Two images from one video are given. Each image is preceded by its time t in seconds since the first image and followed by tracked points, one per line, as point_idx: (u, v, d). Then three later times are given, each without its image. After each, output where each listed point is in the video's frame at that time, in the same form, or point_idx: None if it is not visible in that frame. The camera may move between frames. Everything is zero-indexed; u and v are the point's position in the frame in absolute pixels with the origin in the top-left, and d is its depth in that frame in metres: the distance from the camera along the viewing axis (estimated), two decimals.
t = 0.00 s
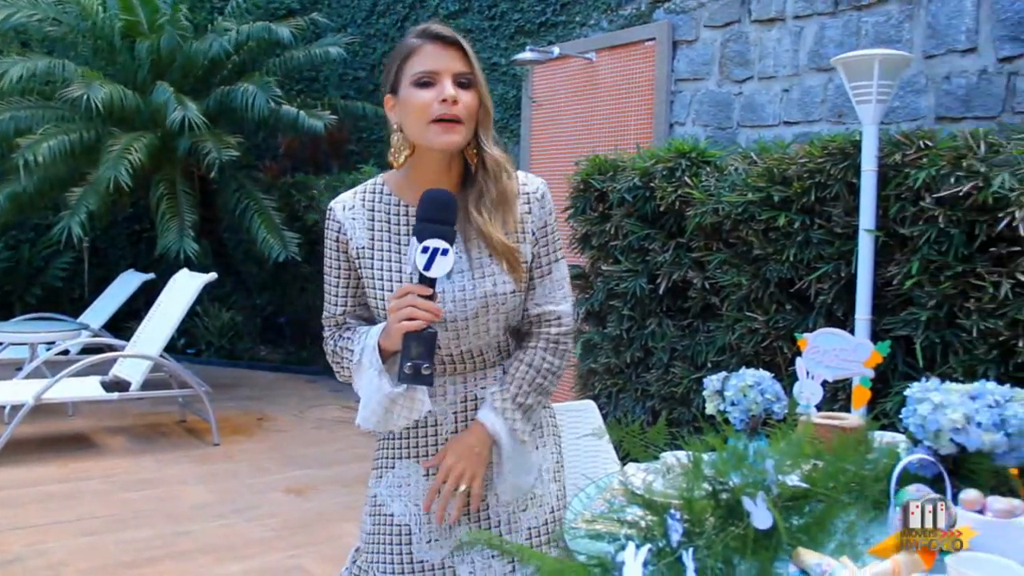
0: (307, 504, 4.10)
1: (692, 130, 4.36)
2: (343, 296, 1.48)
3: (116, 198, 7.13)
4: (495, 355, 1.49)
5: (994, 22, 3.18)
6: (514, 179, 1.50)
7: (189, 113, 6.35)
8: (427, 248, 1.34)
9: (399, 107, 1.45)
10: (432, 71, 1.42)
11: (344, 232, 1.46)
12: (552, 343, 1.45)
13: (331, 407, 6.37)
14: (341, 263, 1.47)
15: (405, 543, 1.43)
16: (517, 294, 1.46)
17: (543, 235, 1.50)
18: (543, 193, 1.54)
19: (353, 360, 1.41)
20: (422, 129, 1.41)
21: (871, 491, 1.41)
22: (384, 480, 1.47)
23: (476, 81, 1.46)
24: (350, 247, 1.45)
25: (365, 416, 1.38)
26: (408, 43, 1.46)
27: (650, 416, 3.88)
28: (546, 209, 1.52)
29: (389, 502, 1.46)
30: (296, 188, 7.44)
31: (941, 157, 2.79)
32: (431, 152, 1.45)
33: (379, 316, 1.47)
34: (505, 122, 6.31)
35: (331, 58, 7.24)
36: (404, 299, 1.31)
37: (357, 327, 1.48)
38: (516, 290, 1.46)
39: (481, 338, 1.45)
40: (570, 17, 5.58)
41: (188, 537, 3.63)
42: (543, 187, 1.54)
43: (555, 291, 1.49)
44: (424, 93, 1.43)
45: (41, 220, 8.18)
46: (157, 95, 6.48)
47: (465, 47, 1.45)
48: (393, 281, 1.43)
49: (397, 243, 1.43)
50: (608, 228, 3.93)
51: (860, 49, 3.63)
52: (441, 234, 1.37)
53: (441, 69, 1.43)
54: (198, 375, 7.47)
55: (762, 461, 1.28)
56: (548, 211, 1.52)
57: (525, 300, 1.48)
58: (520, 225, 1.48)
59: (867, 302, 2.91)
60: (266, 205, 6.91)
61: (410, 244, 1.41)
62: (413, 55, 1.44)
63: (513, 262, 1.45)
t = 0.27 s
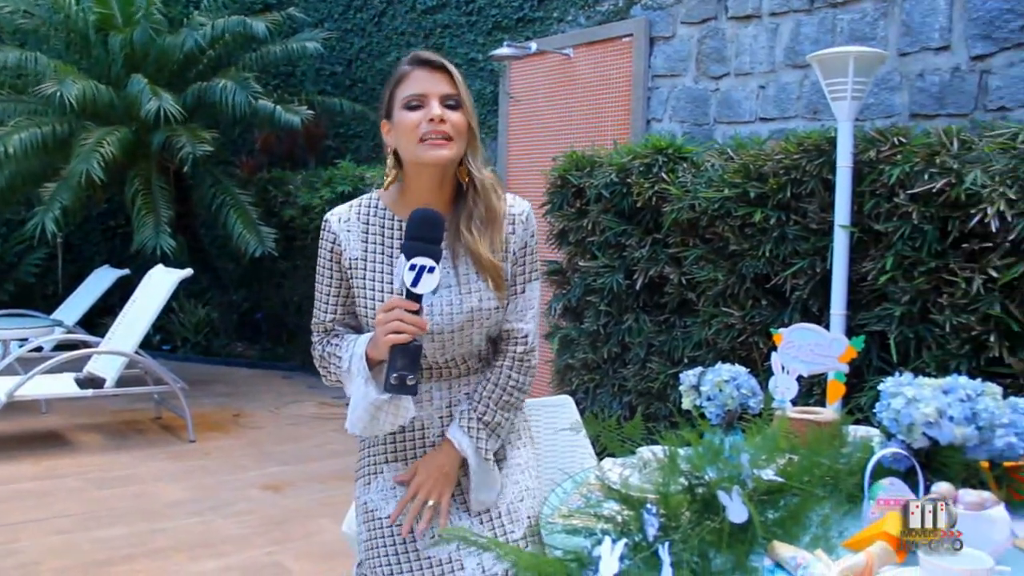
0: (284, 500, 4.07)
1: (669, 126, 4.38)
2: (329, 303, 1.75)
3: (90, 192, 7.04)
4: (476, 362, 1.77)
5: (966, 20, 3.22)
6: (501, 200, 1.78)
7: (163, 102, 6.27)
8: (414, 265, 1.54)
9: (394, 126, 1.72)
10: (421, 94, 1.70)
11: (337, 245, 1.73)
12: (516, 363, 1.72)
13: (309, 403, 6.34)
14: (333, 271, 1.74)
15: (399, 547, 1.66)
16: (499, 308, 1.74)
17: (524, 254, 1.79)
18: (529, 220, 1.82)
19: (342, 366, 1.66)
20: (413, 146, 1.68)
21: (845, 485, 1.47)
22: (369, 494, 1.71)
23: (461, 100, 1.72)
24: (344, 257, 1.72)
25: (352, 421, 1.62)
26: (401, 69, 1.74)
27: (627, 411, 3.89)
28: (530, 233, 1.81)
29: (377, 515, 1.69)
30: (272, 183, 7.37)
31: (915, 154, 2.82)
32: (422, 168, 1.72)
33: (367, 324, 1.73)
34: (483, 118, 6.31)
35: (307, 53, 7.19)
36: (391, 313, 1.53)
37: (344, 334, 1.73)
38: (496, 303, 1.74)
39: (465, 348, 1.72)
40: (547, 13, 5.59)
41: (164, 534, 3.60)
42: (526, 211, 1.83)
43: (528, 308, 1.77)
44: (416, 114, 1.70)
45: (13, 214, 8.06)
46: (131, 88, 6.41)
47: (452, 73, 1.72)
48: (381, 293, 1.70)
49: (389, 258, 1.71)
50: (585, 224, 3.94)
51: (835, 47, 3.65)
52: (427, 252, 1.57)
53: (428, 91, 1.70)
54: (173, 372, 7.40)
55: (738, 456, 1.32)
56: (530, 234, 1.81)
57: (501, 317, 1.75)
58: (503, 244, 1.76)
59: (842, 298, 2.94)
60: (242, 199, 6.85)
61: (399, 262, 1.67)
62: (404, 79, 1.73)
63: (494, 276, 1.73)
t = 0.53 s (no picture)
0: (260, 494, 4.04)
1: (646, 119, 4.38)
2: (318, 317, 1.90)
3: (63, 185, 6.94)
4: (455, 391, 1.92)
5: (940, 15, 3.25)
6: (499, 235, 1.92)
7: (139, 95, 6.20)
8: (409, 295, 1.60)
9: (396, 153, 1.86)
10: (423, 126, 1.83)
11: (328, 264, 1.89)
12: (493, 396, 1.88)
13: (285, 396, 6.30)
14: (327, 287, 1.89)
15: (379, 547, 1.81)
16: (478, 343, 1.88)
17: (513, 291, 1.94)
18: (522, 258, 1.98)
19: (328, 381, 1.81)
20: (412, 175, 1.81)
21: (818, 476, 1.48)
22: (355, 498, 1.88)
23: (462, 132, 1.85)
24: (338, 274, 1.88)
25: (337, 432, 1.76)
26: (409, 101, 1.88)
27: (604, 403, 3.90)
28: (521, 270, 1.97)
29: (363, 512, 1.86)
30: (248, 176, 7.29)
31: (889, 148, 2.84)
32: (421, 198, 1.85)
33: (352, 342, 1.89)
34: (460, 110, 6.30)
35: (283, 45, 7.11)
36: (384, 339, 1.61)
37: (329, 348, 1.89)
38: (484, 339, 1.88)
39: (446, 377, 1.87)
40: (524, 6, 5.59)
41: (139, 529, 3.56)
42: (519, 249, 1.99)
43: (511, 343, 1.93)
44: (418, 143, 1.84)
45: None
46: (105, 80, 6.32)
47: (455, 107, 1.85)
48: (367, 317, 1.86)
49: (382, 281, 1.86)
50: (562, 217, 3.95)
51: (811, 41, 3.68)
52: (423, 284, 1.63)
53: (429, 123, 1.83)
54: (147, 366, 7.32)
55: (713, 447, 1.36)
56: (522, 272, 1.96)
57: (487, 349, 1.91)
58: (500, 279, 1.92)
59: (817, 291, 2.96)
60: (218, 191, 6.79)
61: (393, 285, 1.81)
62: (410, 111, 1.87)
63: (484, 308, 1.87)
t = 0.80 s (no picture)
0: (234, 486, 4.02)
1: (620, 110, 4.39)
2: (298, 377, 1.85)
3: (33, 175, 6.84)
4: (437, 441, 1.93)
5: (911, 8, 3.27)
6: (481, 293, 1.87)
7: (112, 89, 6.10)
8: (393, 367, 1.50)
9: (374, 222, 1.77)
10: (402, 193, 1.73)
11: (313, 322, 1.83)
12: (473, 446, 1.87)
13: (259, 387, 6.26)
14: (307, 348, 1.84)
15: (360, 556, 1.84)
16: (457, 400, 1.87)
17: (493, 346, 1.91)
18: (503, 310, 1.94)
19: (310, 445, 1.78)
20: (391, 246, 1.71)
21: (792, 464, 1.52)
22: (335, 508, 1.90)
23: (442, 198, 1.76)
24: (321, 335, 1.83)
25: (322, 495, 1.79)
26: (387, 163, 1.79)
27: (578, 393, 3.91)
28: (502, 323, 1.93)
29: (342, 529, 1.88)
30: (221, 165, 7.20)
31: (861, 139, 2.88)
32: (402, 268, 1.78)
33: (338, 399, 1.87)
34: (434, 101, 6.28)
35: (256, 34, 7.01)
36: (366, 412, 1.52)
37: (311, 407, 1.85)
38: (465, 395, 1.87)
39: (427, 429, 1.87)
40: None
41: (111, 522, 3.53)
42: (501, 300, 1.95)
43: (490, 396, 1.91)
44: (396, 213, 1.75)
45: None
46: (77, 70, 6.22)
47: (434, 170, 1.77)
48: (355, 380, 1.84)
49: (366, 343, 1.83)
50: (536, 207, 3.96)
51: (784, 33, 3.70)
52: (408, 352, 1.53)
53: (408, 190, 1.74)
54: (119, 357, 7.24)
55: (687, 437, 1.38)
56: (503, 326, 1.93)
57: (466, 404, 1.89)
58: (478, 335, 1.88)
59: (790, 281, 2.99)
60: (190, 181, 6.71)
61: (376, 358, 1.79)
62: (388, 175, 1.77)
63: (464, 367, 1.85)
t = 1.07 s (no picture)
0: (210, 474, 3.99)
1: (597, 97, 4.38)
2: (279, 410, 1.86)
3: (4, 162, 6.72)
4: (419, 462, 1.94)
5: None
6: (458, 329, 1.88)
7: (85, 74, 6.00)
8: (372, 404, 1.64)
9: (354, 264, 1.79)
10: (380, 235, 1.77)
11: (295, 355, 1.83)
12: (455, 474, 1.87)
13: (236, 375, 6.22)
14: (288, 382, 1.85)
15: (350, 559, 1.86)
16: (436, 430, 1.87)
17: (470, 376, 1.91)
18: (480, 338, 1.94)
19: (289, 476, 1.80)
20: (369, 288, 1.76)
21: (766, 449, 1.55)
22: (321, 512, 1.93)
23: (419, 241, 1.79)
24: (302, 370, 1.84)
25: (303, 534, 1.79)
26: (365, 206, 1.82)
27: (555, 379, 3.92)
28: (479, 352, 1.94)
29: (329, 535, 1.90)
30: (196, 151, 7.02)
31: (836, 127, 2.90)
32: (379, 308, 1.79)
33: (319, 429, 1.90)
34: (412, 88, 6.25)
35: (231, 19, 6.90)
36: (346, 445, 1.68)
37: (291, 438, 1.86)
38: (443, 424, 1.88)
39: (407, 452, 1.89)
40: None
41: (87, 511, 3.49)
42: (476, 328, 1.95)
43: (468, 423, 1.92)
44: (374, 256, 1.77)
45: None
46: (50, 55, 6.12)
47: (412, 212, 1.79)
48: (337, 413, 1.86)
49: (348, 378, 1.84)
50: (513, 194, 3.98)
51: (761, 21, 3.70)
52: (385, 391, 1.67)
53: (386, 233, 1.77)
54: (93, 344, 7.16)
55: (663, 422, 1.40)
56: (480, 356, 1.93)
57: (443, 432, 1.90)
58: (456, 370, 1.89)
59: (766, 268, 3.01)
60: (165, 167, 6.63)
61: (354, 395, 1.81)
62: (366, 217, 1.80)
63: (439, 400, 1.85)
